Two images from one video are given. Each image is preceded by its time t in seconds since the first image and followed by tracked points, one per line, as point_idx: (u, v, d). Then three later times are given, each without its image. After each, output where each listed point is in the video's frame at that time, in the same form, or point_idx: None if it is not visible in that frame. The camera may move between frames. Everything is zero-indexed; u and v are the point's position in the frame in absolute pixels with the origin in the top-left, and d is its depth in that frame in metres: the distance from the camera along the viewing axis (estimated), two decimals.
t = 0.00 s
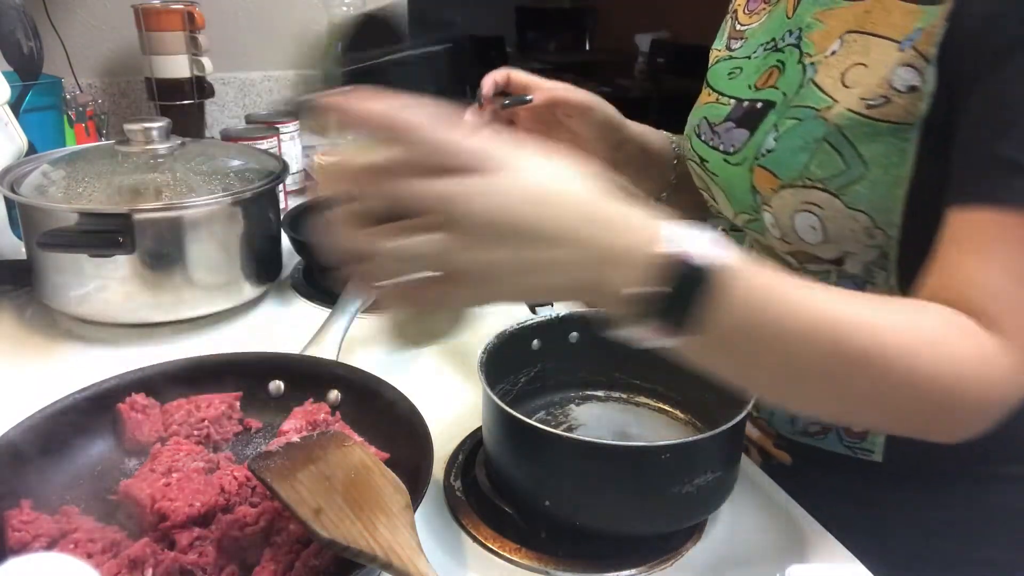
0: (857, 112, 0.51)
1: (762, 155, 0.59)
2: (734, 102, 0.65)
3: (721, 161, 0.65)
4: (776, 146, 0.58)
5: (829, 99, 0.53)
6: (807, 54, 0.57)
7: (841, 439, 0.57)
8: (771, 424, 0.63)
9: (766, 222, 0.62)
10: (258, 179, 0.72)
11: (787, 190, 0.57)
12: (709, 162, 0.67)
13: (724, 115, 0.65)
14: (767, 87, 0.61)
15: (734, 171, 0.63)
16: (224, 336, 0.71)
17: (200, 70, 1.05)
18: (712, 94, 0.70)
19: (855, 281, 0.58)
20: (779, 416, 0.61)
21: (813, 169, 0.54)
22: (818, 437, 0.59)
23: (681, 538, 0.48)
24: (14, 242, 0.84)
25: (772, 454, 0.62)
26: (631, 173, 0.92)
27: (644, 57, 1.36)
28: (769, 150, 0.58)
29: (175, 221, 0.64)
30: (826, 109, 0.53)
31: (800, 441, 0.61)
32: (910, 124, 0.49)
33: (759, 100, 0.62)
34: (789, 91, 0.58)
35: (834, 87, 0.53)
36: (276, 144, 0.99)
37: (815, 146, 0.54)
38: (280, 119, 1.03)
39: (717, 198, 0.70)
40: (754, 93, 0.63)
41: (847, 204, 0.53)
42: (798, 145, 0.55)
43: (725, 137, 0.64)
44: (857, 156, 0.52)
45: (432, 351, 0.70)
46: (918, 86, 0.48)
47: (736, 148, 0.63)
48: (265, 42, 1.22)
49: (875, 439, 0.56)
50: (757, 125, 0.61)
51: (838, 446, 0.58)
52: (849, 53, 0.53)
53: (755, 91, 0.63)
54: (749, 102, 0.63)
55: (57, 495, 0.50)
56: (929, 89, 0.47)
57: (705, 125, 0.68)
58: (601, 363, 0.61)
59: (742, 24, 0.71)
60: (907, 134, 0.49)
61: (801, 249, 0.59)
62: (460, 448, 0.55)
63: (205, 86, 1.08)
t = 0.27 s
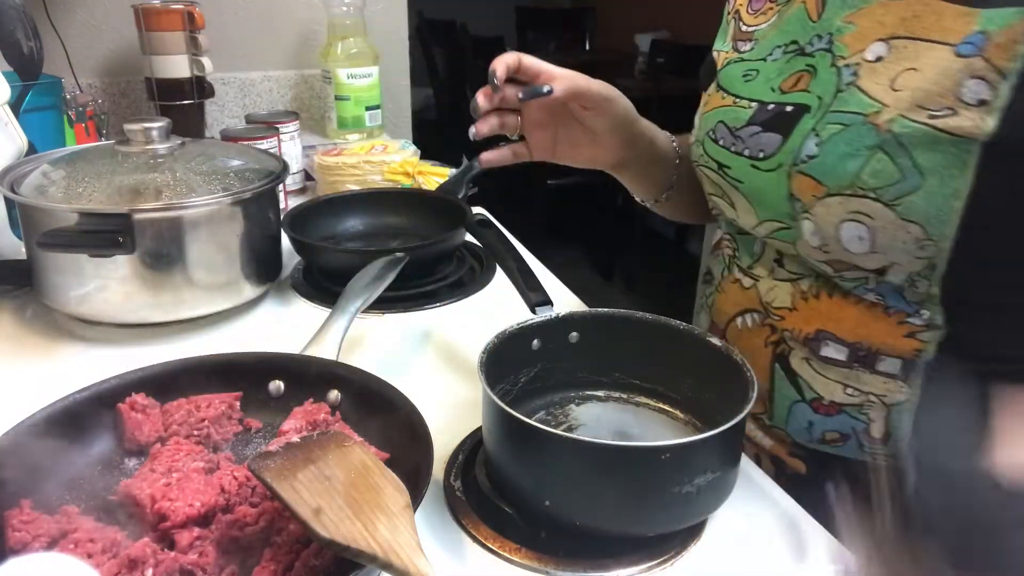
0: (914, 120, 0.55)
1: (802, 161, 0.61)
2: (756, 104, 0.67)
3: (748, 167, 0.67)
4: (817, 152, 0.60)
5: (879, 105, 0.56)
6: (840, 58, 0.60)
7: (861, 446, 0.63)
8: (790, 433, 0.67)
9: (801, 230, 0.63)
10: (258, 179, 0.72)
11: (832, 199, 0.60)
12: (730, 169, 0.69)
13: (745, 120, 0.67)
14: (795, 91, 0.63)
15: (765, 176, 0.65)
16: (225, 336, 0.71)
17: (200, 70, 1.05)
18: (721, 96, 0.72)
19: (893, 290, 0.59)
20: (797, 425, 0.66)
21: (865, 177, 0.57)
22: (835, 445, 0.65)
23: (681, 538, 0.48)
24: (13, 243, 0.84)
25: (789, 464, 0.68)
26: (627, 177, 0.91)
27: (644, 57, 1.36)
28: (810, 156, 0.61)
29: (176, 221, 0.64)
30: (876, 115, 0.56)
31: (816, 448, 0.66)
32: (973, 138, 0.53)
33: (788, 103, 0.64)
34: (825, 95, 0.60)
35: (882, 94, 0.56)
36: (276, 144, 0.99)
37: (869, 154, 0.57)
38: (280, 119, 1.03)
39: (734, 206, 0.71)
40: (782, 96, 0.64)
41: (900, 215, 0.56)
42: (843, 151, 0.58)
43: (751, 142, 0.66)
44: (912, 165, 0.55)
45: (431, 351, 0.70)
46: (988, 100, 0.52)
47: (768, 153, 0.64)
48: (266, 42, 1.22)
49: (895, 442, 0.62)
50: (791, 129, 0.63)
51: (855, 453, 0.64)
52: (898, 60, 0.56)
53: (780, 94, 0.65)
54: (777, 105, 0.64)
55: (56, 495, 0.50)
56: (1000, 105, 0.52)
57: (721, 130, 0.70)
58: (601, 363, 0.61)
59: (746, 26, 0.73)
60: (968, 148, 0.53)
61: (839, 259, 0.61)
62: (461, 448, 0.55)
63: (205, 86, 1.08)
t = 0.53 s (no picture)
0: (948, 132, 0.58)
1: (832, 171, 0.64)
2: (780, 111, 0.69)
3: (771, 174, 0.69)
4: (849, 163, 0.62)
5: (913, 116, 0.60)
6: (869, 64, 0.64)
7: (893, 457, 0.66)
8: (816, 445, 0.70)
9: (829, 241, 0.66)
10: (258, 179, 0.72)
11: (865, 213, 0.62)
12: (755, 176, 0.70)
13: (769, 125, 0.69)
14: (822, 97, 0.66)
15: (792, 186, 0.67)
16: (225, 336, 0.71)
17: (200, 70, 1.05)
18: (740, 98, 0.73)
19: (923, 301, 0.63)
20: (827, 437, 0.69)
21: (901, 191, 0.60)
22: (866, 456, 0.67)
23: (681, 538, 0.48)
24: (12, 242, 0.84)
25: (813, 476, 0.71)
26: (638, 185, 0.91)
27: (644, 57, 1.39)
28: (841, 167, 0.63)
29: (175, 221, 0.64)
30: (909, 126, 0.59)
31: (844, 459, 0.69)
32: (1010, 153, 0.56)
33: (813, 110, 0.66)
34: (853, 105, 0.63)
35: (915, 103, 0.60)
36: (276, 144, 0.99)
37: (903, 167, 0.59)
38: (280, 119, 1.03)
39: (752, 212, 0.74)
40: (807, 104, 0.67)
41: (937, 229, 0.59)
42: (876, 164, 0.61)
43: (775, 149, 0.68)
44: (951, 179, 0.58)
45: (432, 351, 0.70)
46: None
47: (795, 162, 0.67)
48: (266, 42, 1.22)
49: (928, 455, 0.65)
50: (819, 137, 0.65)
51: (889, 464, 0.67)
52: (931, 67, 0.60)
53: (805, 100, 0.67)
54: (803, 113, 0.67)
55: (56, 495, 0.50)
56: None
57: (742, 134, 0.72)
58: (601, 363, 0.61)
59: (764, 27, 0.76)
60: (1006, 162, 0.56)
61: (871, 272, 0.63)
62: (461, 448, 0.55)
63: (206, 86, 1.08)
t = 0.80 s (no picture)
0: (966, 139, 0.58)
1: (847, 178, 0.64)
2: (791, 116, 0.69)
3: (784, 180, 0.69)
4: (865, 170, 0.62)
5: (929, 122, 0.59)
6: (882, 69, 0.63)
7: (900, 463, 0.66)
8: (822, 450, 0.70)
9: (842, 248, 0.66)
10: (258, 179, 0.72)
11: (881, 220, 0.62)
12: (767, 180, 0.70)
13: (781, 129, 0.69)
14: (835, 102, 0.66)
15: (806, 191, 0.67)
16: (225, 336, 0.71)
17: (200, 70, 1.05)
18: (750, 101, 0.73)
19: (936, 307, 0.63)
20: (833, 442, 0.69)
21: (918, 199, 0.60)
22: (873, 461, 0.67)
23: (681, 538, 0.48)
24: (11, 242, 0.84)
25: (818, 480, 0.71)
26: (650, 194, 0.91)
27: (644, 57, 1.40)
28: (857, 173, 0.63)
29: (175, 221, 0.64)
30: (926, 133, 0.59)
31: (850, 464, 0.69)
32: None
33: (825, 114, 0.66)
34: (868, 111, 0.63)
35: (931, 110, 0.60)
36: (276, 144, 0.99)
37: (921, 174, 0.59)
38: (280, 119, 1.03)
39: (763, 218, 0.74)
40: (819, 108, 0.67)
41: (954, 237, 0.59)
42: (893, 170, 0.61)
43: (788, 154, 0.68)
44: (970, 187, 0.58)
45: (432, 350, 0.70)
46: None
47: (808, 167, 0.67)
48: (266, 43, 1.22)
49: (936, 461, 0.65)
50: (832, 142, 0.65)
51: (896, 470, 0.67)
52: (947, 72, 0.60)
53: (817, 105, 0.67)
54: (816, 117, 0.67)
55: (56, 495, 0.50)
56: None
57: (752, 138, 0.72)
58: (601, 363, 0.61)
59: (772, 29, 0.77)
60: None
61: (884, 278, 0.63)
62: (461, 448, 0.55)
63: (206, 86, 1.08)
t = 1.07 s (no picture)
0: (967, 140, 0.58)
1: (847, 177, 0.64)
2: (795, 115, 0.69)
3: (786, 179, 0.69)
4: (866, 169, 0.63)
5: (931, 122, 0.59)
6: (886, 69, 0.63)
7: (893, 463, 0.66)
8: (816, 449, 0.71)
9: (844, 247, 0.66)
10: (258, 179, 0.72)
11: (881, 220, 0.62)
12: (769, 179, 0.71)
13: (784, 128, 0.70)
14: (838, 101, 0.66)
15: (806, 190, 0.67)
16: (225, 336, 0.71)
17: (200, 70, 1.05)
18: (755, 101, 0.74)
19: (936, 308, 0.63)
20: (826, 442, 0.70)
21: (917, 199, 0.60)
22: (866, 461, 0.68)
23: (681, 539, 0.48)
24: (11, 242, 0.84)
25: (813, 480, 0.72)
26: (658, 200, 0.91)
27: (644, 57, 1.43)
28: (857, 173, 0.63)
29: (175, 220, 0.64)
30: (928, 132, 0.59)
31: (844, 463, 0.69)
32: None
33: (829, 113, 0.66)
34: (870, 110, 0.63)
35: (934, 110, 0.60)
36: (276, 144, 0.99)
37: (920, 173, 0.60)
38: (280, 119, 1.03)
39: (765, 217, 0.74)
40: (823, 108, 0.67)
41: (954, 238, 0.59)
42: (894, 170, 0.61)
43: (790, 153, 0.69)
44: (971, 187, 0.58)
45: (432, 350, 0.70)
46: None
47: (809, 167, 0.67)
48: (266, 42, 1.22)
49: (928, 462, 0.65)
50: (834, 142, 0.65)
51: (888, 470, 0.67)
52: (950, 74, 0.60)
53: (821, 104, 0.67)
54: (819, 117, 0.67)
55: (56, 495, 0.50)
56: None
57: (756, 137, 0.72)
58: (602, 363, 0.61)
59: (779, 29, 0.76)
60: None
61: (882, 277, 0.63)
62: (461, 448, 0.55)
63: (206, 86, 1.08)
